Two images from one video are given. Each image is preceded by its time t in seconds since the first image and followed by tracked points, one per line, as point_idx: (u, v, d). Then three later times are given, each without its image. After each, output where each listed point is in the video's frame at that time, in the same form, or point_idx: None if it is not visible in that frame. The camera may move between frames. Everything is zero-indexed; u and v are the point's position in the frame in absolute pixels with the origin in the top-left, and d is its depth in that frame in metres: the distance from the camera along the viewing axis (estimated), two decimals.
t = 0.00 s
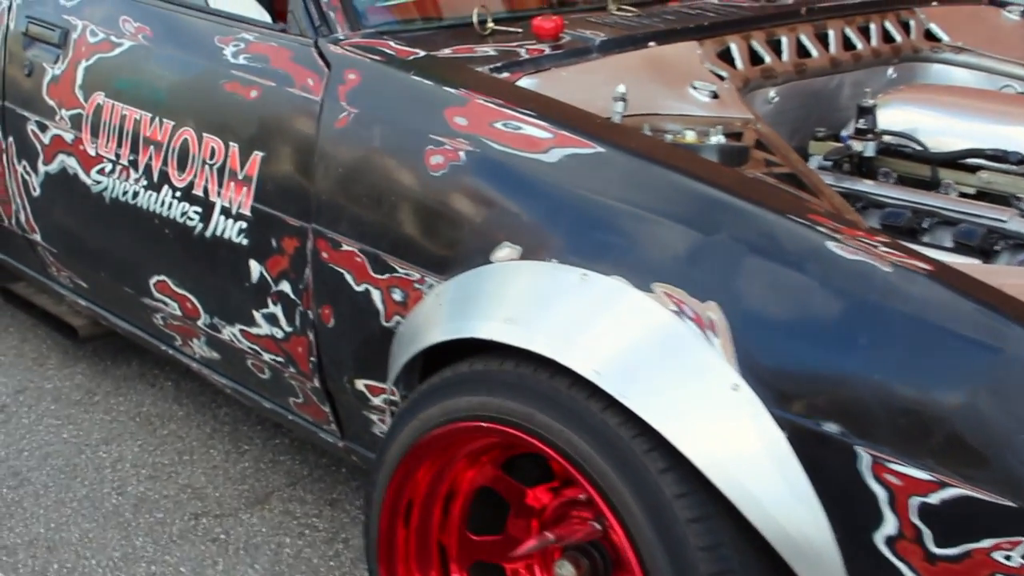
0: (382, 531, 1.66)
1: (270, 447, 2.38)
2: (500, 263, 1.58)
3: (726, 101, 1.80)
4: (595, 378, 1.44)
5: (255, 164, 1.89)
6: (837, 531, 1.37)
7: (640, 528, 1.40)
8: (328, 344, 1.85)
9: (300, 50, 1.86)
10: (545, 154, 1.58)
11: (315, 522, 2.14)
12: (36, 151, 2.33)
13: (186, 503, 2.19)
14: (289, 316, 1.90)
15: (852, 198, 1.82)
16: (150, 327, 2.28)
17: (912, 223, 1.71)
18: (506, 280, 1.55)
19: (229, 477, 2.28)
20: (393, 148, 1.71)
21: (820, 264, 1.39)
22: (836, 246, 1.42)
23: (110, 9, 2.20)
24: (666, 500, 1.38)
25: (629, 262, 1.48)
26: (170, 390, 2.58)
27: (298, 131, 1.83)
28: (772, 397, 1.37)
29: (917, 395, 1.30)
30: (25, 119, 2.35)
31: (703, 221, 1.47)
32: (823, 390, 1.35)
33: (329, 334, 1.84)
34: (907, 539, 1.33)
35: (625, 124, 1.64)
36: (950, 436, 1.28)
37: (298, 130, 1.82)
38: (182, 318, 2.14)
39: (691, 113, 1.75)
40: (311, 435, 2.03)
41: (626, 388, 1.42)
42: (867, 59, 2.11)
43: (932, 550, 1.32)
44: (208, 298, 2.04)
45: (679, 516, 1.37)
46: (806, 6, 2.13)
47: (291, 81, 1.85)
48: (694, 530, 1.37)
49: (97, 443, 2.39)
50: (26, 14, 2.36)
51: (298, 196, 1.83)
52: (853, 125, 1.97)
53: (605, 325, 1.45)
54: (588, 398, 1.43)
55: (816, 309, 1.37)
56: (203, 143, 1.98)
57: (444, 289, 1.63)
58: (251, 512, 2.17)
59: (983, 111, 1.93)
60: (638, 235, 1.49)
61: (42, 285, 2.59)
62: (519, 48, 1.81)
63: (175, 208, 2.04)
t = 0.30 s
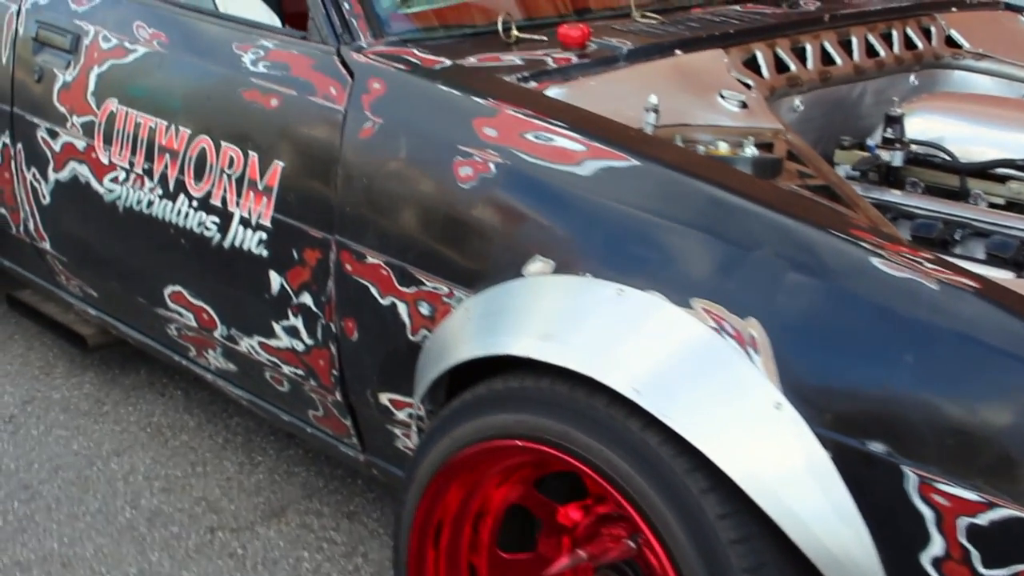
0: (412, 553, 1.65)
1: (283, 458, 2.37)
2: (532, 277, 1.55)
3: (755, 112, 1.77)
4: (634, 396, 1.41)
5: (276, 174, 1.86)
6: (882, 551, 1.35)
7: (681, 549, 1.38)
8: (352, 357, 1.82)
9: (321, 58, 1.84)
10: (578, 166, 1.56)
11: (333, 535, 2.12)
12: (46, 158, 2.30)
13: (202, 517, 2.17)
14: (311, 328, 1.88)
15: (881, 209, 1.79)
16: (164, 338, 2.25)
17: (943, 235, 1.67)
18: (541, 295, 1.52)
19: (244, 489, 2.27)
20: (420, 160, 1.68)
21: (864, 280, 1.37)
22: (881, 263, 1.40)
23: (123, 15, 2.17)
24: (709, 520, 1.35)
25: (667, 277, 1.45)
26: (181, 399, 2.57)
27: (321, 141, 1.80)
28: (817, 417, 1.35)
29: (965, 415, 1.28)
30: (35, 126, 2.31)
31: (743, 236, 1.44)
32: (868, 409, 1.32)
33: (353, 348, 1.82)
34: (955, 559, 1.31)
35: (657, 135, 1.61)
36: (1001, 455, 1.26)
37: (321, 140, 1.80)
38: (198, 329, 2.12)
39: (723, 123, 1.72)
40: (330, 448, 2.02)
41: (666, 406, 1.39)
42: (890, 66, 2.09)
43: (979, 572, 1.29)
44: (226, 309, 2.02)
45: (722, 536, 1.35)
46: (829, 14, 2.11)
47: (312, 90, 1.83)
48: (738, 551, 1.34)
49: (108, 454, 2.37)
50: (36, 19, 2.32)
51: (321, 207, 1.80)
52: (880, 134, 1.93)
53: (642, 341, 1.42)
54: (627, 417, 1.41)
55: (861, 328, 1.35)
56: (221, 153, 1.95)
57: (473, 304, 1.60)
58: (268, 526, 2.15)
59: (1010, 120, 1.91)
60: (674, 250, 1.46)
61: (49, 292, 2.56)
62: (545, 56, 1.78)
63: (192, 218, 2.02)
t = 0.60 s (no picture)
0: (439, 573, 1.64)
1: (297, 465, 2.37)
2: (560, 290, 1.54)
3: (778, 120, 1.78)
4: (667, 411, 1.40)
5: (295, 183, 1.85)
6: (920, 568, 1.33)
7: (716, 563, 1.37)
8: (372, 368, 1.81)
9: (341, 67, 1.82)
10: (607, 178, 1.55)
11: (350, 544, 2.11)
12: (56, 166, 2.28)
13: (216, 526, 2.16)
14: (330, 338, 1.86)
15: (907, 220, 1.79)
16: (177, 346, 2.24)
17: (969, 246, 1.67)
18: (571, 308, 1.51)
19: (258, 497, 2.26)
20: (443, 170, 1.67)
21: (901, 293, 1.37)
22: (918, 277, 1.40)
23: (135, 22, 2.15)
24: (744, 535, 1.35)
25: (699, 290, 1.45)
26: (192, 406, 2.56)
27: (342, 151, 1.79)
28: (854, 431, 1.34)
29: (1004, 430, 1.27)
30: (44, 133, 2.30)
31: (776, 251, 1.44)
32: (904, 424, 1.32)
33: (374, 358, 1.80)
34: None
35: (684, 146, 1.62)
36: None
37: (341, 150, 1.79)
38: (213, 338, 2.11)
39: (746, 132, 1.73)
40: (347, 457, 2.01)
41: (700, 421, 1.38)
42: (908, 75, 2.09)
43: None
44: (243, 319, 2.01)
45: (758, 551, 1.34)
46: (850, 22, 2.12)
47: (332, 99, 1.81)
48: (774, 566, 1.33)
49: (120, 462, 2.37)
50: (44, 25, 2.30)
51: (341, 217, 1.79)
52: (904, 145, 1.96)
53: (676, 355, 1.42)
54: (660, 431, 1.40)
55: (899, 343, 1.34)
56: (237, 162, 1.94)
57: (500, 316, 1.60)
58: (285, 534, 2.13)
59: None
60: (706, 263, 1.46)
61: (58, 299, 2.55)
62: (568, 66, 1.78)
63: (208, 226, 2.00)
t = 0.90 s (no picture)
0: None
1: (315, 476, 2.34)
2: (601, 306, 1.52)
3: (813, 131, 1.75)
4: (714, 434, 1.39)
5: (322, 195, 1.83)
6: None
7: None
8: (401, 384, 1.80)
9: (368, 77, 1.80)
10: (646, 194, 1.53)
11: (372, 557, 2.10)
12: (72, 173, 2.26)
13: (236, 540, 2.14)
14: (357, 352, 1.85)
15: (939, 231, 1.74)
16: (196, 357, 2.22)
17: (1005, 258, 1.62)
18: (611, 326, 1.49)
19: (277, 509, 2.24)
20: (475, 183, 1.65)
21: (951, 314, 1.35)
22: (968, 296, 1.39)
23: (154, 28, 2.13)
24: (795, 561, 1.34)
25: (741, 308, 1.43)
26: (206, 415, 2.54)
27: (369, 162, 1.76)
28: (901, 452, 1.32)
29: None
30: (59, 139, 2.27)
31: (821, 270, 1.42)
32: (954, 445, 1.29)
33: (403, 373, 1.79)
34: None
35: (721, 159, 1.61)
36: None
37: (370, 161, 1.76)
38: (234, 350, 2.09)
39: (780, 143, 1.70)
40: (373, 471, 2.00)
41: (749, 444, 1.37)
42: (933, 82, 2.05)
43: None
44: (265, 331, 1.99)
45: None
46: (874, 28, 2.08)
47: (360, 109, 1.79)
48: None
49: (136, 474, 2.34)
50: (61, 31, 2.28)
51: (369, 230, 1.77)
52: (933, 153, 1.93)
53: (720, 376, 1.40)
54: (707, 453, 1.40)
55: (947, 364, 1.32)
56: (261, 171, 1.91)
57: (535, 333, 1.58)
58: (305, 548, 2.11)
59: None
60: (749, 281, 1.43)
61: (72, 306, 2.53)
62: (598, 75, 1.76)
63: (231, 237, 1.98)
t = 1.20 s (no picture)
0: None
1: (332, 484, 2.33)
2: (633, 322, 1.52)
3: (842, 144, 1.74)
4: (753, 450, 1.38)
5: (346, 206, 1.82)
6: None
7: None
8: (427, 395, 1.79)
9: (394, 88, 1.79)
10: (681, 208, 1.52)
11: (393, 567, 2.09)
12: (89, 181, 2.25)
13: (256, 549, 2.13)
14: (382, 363, 1.83)
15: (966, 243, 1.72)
16: (215, 366, 2.21)
17: None
18: (647, 341, 1.48)
19: (295, 519, 2.22)
20: (505, 197, 1.64)
21: (994, 332, 1.35)
22: (1011, 314, 1.38)
23: (173, 37, 2.11)
24: None
25: (782, 325, 1.42)
26: (221, 422, 2.53)
27: (396, 173, 1.75)
28: (946, 473, 1.32)
29: None
30: (76, 147, 2.26)
31: (861, 286, 1.42)
32: (998, 466, 1.30)
33: (429, 385, 1.78)
34: None
35: (754, 172, 1.60)
36: None
37: (397, 172, 1.75)
38: (253, 359, 2.07)
39: (811, 156, 1.70)
40: (394, 481, 1.99)
41: (788, 460, 1.36)
42: (958, 92, 2.06)
43: None
44: (285, 340, 1.97)
45: None
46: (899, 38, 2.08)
47: (386, 120, 1.78)
48: None
49: (151, 482, 2.32)
50: (77, 38, 2.26)
51: (396, 241, 1.76)
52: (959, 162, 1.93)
53: (758, 392, 1.39)
54: (746, 470, 1.39)
55: (989, 382, 1.33)
56: (284, 182, 1.90)
57: (567, 347, 1.57)
58: (325, 558, 2.10)
59: None
60: (789, 297, 1.43)
61: (84, 314, 2.52)
62: (628, 87, 1.75)
63: (251, 246, 1.96)
